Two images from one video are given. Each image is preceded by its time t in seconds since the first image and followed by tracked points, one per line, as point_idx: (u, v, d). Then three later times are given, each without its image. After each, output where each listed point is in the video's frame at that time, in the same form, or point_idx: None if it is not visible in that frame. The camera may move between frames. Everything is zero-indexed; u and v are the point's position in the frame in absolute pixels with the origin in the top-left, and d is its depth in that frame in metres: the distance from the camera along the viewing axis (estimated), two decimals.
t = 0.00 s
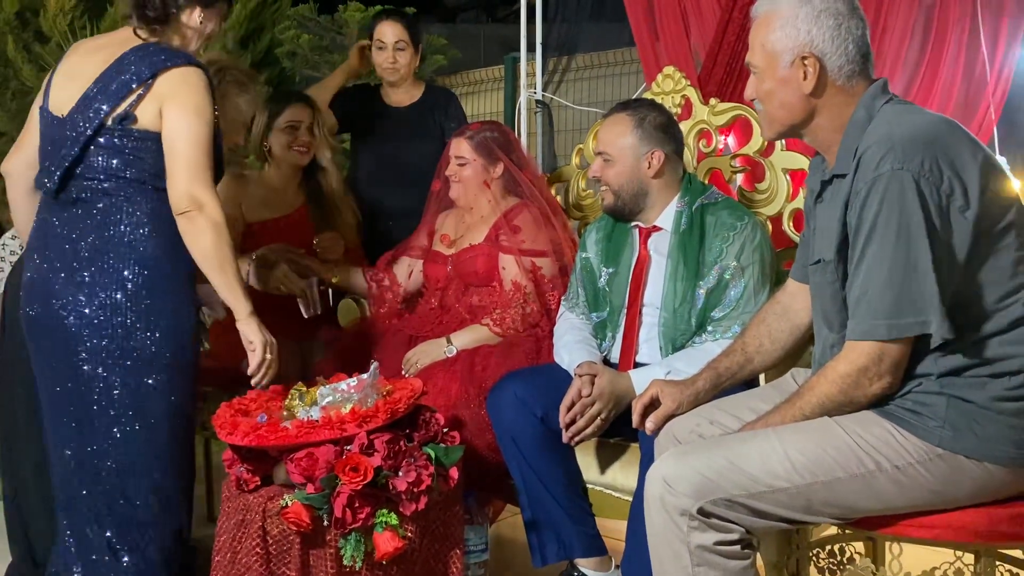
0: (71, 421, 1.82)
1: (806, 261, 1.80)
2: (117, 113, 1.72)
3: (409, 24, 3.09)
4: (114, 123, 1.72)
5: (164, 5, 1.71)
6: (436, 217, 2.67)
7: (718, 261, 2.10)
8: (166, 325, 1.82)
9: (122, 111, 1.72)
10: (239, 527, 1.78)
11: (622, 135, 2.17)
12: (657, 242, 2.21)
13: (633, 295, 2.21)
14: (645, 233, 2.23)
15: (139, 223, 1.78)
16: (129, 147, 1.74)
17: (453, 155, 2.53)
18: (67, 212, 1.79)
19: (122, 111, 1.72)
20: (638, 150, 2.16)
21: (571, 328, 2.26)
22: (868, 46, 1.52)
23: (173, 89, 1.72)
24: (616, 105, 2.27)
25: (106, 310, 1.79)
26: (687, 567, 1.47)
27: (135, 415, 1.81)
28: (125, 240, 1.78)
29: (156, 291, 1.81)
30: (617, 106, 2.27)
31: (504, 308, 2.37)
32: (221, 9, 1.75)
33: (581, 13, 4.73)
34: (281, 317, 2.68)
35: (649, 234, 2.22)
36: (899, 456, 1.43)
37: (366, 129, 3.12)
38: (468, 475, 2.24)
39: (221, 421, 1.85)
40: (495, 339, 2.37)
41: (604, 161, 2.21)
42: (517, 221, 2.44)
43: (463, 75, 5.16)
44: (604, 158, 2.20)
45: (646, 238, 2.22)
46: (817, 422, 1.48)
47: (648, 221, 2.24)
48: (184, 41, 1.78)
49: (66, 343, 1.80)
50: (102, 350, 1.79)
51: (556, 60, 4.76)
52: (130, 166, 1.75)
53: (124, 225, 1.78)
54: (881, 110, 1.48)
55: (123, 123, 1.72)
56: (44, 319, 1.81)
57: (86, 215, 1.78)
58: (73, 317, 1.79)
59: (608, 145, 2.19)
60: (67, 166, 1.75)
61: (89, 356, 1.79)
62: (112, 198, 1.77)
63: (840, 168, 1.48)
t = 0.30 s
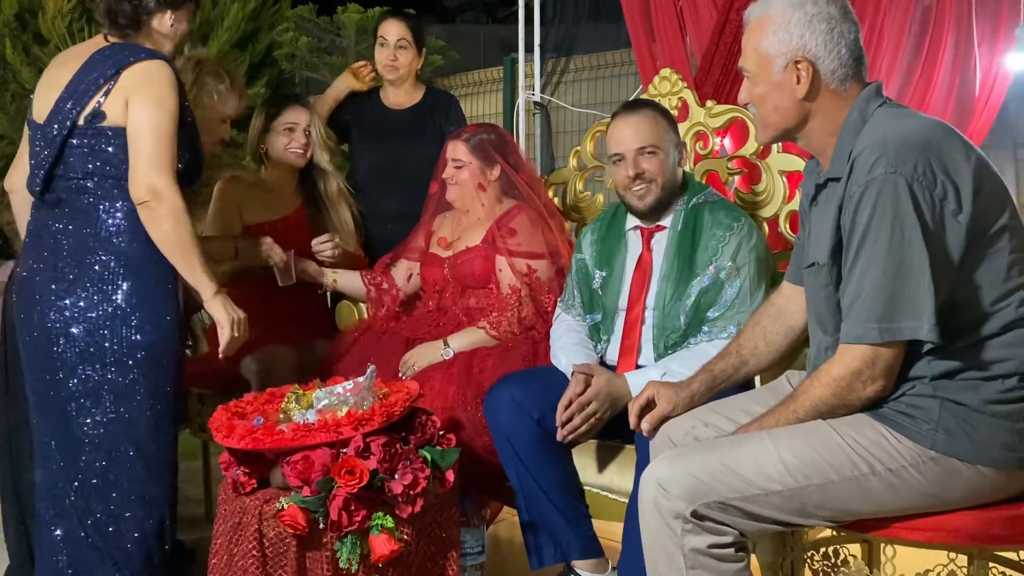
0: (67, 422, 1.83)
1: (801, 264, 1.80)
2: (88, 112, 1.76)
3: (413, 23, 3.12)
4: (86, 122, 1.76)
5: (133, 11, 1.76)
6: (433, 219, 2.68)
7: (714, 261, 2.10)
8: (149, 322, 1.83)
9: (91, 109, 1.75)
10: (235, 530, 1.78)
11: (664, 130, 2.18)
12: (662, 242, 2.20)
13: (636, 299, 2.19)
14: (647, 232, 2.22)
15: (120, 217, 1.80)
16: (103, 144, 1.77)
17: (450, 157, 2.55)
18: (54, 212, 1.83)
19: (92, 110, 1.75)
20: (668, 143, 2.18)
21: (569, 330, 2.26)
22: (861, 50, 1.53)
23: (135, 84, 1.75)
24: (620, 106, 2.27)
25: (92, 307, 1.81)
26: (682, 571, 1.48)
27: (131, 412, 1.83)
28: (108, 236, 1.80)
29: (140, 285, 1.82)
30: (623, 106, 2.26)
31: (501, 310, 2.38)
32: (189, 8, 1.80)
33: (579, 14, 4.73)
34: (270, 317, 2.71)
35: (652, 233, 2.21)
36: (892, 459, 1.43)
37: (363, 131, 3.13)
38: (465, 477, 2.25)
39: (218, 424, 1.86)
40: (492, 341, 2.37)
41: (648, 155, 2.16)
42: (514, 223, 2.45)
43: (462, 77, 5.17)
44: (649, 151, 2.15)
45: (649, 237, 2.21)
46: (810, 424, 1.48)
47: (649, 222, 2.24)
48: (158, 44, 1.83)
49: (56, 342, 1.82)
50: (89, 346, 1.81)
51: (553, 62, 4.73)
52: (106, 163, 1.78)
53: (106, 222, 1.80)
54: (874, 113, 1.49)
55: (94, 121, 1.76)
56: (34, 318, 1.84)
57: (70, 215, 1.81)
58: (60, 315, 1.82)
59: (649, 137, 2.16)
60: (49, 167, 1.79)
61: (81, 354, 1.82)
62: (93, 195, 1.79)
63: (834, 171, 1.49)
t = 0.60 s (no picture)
0: (66, 423, 1.83)
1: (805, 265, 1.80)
2: (65, 113, 1.77)
3: (416, 22, 3.10)
4: (64, 123, 1.77)
5: (113, 12, 1.76)
6: (435, 221, 2.68)
7: (721, 266, 2.10)
8: (142, 321, 1.84)
9: (69, 110, 1.76)
10: (237, 531, 1.79)
11: (642, 131, 2.17)
12: (663, 242, 2.22)
13: (636, 298, 2.21)
14: (650, 232, 2.23)
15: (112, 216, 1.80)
16: (82, 145, 1.77)
17: (451, 159, 2.54)
18: (49, 215, 1.85)
19: (69, 110, 1.76)
20: (667, 133, 2.16)
21: (570, 327, 2.26)
22: (863, 49, 1.53)
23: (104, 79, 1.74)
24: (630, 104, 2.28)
25: (90, 308, 1.82)
26: (683, 573, 1.48)
27: (128, 412, 1.83)
28: (98, 236, 1.80)
29: (135, 282, 1.83)
30: (635, 102, 2.26)
31: (503, 312, 2.37)
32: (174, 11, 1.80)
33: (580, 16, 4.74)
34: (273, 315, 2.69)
35: (655, 233, 2.22)
36: (895, 461, 1.43)
37: (366, 133, 3.13)
38: (467, 479, 2.25)
39: (219, 426, 1.86)
40: (494, 342, 2.37)
41: (621, 156, 2.19)
42: (515, 225, 2.45)
43: (464, 78, 5.17)
44: (621, 153, 2.19)
45: (651, 237, 2.22)
46: (814, 427, 1.48)
47: (653, 221, 2.25)
48: (142, 46, 1.81)
49: (55, 343, 1.83)
50: (85, 345, 1.82)
51: (555, 62, 4.77)
52: (89, 164, 1.78)
53: (95, 220, 1.80)
54: (880, 116, 1.49)
55: (73, 121, 1.76)
56: (32, 318, 1.85)
57: (62, 216, 1.82)
58: (57, 317, 1.82)
59: (629, 138, 2.18)
60: (39, 170, 1.81)
61: (79, 354, 1.82)
62: (81, 195, 1.79)
63: (840, 174, 1.49)
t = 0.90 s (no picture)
0: (73, 429, 1.83)
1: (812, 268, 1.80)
2: (65, 123, 1.76)
3: (424, 27, 3.14)
4: (65, 133, 1.77)
5: (103, 7, 1.73)
6: (437, 223, 2.68)
7: (722, 266, 2.10)
8: (151, 324, 1.84)
9: (68, 120, 1.76)
10: (242, 532, 1.79)
11: (633, 134, 2.17)
12: (661, 245, 2.22)
13: (636, 300, 2.21)
14: (649, 235, 2.23)
15: (125, 218, 1.80)
16: (87, 153, 1.77)
17: (453, 160, 2.54)
18: (57, 223, 1.84)
19: (69, 120, 1.76)
20: (661, 137, 2.16)
21: (568, 322, 2.25)
22: (863, 52, 1.53)
23: (102, 89, 1.73)
24: (625, 107, 2.28)
25: (100, 315, 1.81)
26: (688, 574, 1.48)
27: (141, 419, 1.84)
28: (109, 239, 1.80)
29: (149, 284, 1.83)
30: (631, 106, 2.26)
31: (504, 314, 2.39)
32: (173, 12, 1.79)
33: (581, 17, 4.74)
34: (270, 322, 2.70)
35: (653, 237, 2.22)
36: (902, 464, 1.43)
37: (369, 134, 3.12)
38: (470, 481, 2.25)
39: (223, 428, 1.86)
40: (496, 344, 2.38)
41: (614, 160, 2.20)
42: (518, 227, 2.45)
43: (466, 79, 5.17)
44: (613, 156, 2.20)
45: (650, 240, 2.22)
46: (822, 430, 1.48)
47: (652, 224, 2.24)
48: (135, 43, 1.78)
49: (66, 349, 1.83)
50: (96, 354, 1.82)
51: (557, 63, 4.78)
52: (96, 171, 1.78)
53: (105, 223, 1.80)
54: (890, 121, 1.49)
55: (73, 130, 1.76)
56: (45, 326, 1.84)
57: (69, 223, 1.82)
58: (68, 323, 1.82)
59: (618, 142, 2.19)
60: (44, 182, 1.81)
61: (90, 362, 1.82)
62: (91, 200, 1.79)
63: (850, 178, 1.49)
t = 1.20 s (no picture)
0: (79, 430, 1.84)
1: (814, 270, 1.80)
2: (72, 124, 1.77)
3: (428, 28, 3.15)
4: (72, 134, 1.77)
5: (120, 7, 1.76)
6: (440, 224, 2.68)
7: (718, 270, 2.10)
8: (160, 327, 1.83)
9: (76, 121, 1.77)
10: (246, 534, 1.78)
11: (619, 141, 2.17)
12: (655, 250, 2.21)
13: (633, 305, 2.22)
14: (642, 241, 2.23)
15: (135, 222, 1.80)
16: (94, 154, 1.77)
17: (457, 161, 2.53)
18: (66, 226, 1.85)
19: (76, 121, 1.77)
20: (645, 142, 2.16)
21: (570, 333, 2.24)
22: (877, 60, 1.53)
23: (112, 89, 1.73)
24: (613, 112, 2.26)
25: (109, 319, 1.81)
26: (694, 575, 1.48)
27: (148, 427, 1.84)
28: (118, 241, 1.80)
29: (158, 287, 1.83)
30: (613, 112, 2.27)
31: (508, 315, 2.40)
32: (190, 20, 1.82)
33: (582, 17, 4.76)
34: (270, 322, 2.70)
35: (647, 242, 2.22)
36: (907, 466, 1.44)
37: (372, 135, 3.13)
38: (474, 481, 2.25)
39: (228, 429, 1.86)
40: (498, 345, 2.39)
41: (602, 168, 2.20)
42: (521, 228, 2.45)
43: (469, 80, 5.17)
44: (601, 165, 2.20)
45: (643, 246, 2.22)
46: (827, 432, 1.48)
47: (647, 228, 2.24)
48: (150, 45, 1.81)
49: (76, 350, 1.83)
50: (103, 362, 1.82)
51: (559, 65, 4.79)
52: (105, 172, 1.78)
53: (114, 226, 1.80)
54: (896, 124, 1.49)
55: (79, 131, 1.77)
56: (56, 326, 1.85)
57: (76, 225, 1.82)
58: (77, 325, 1.82)
59: (604, 151, 2.19)
60: (53, 184, 1.81)
61: (98, 365, 1.82)
62: (99, 202, 1.79)
63: (855, 181, 1.49)
